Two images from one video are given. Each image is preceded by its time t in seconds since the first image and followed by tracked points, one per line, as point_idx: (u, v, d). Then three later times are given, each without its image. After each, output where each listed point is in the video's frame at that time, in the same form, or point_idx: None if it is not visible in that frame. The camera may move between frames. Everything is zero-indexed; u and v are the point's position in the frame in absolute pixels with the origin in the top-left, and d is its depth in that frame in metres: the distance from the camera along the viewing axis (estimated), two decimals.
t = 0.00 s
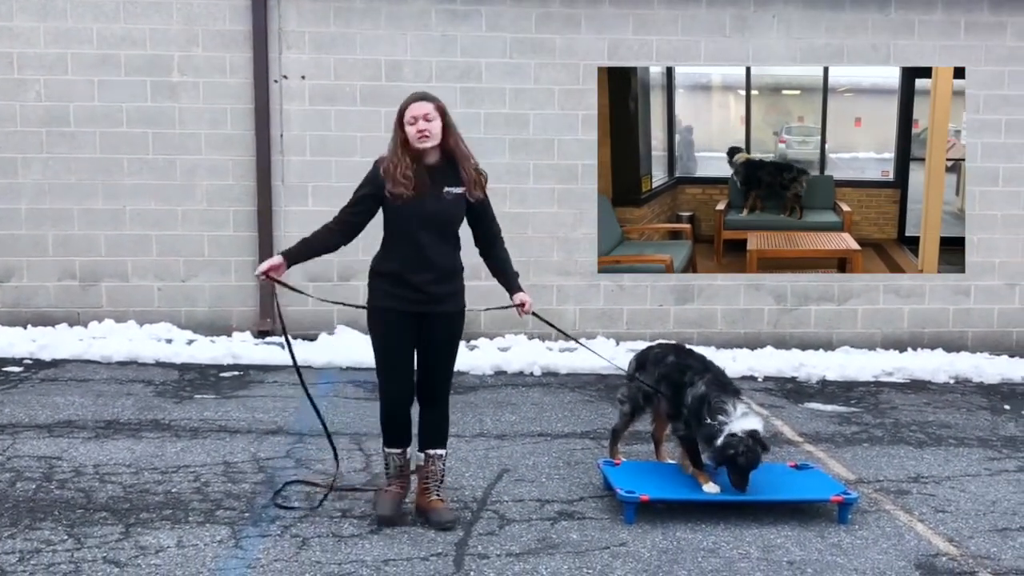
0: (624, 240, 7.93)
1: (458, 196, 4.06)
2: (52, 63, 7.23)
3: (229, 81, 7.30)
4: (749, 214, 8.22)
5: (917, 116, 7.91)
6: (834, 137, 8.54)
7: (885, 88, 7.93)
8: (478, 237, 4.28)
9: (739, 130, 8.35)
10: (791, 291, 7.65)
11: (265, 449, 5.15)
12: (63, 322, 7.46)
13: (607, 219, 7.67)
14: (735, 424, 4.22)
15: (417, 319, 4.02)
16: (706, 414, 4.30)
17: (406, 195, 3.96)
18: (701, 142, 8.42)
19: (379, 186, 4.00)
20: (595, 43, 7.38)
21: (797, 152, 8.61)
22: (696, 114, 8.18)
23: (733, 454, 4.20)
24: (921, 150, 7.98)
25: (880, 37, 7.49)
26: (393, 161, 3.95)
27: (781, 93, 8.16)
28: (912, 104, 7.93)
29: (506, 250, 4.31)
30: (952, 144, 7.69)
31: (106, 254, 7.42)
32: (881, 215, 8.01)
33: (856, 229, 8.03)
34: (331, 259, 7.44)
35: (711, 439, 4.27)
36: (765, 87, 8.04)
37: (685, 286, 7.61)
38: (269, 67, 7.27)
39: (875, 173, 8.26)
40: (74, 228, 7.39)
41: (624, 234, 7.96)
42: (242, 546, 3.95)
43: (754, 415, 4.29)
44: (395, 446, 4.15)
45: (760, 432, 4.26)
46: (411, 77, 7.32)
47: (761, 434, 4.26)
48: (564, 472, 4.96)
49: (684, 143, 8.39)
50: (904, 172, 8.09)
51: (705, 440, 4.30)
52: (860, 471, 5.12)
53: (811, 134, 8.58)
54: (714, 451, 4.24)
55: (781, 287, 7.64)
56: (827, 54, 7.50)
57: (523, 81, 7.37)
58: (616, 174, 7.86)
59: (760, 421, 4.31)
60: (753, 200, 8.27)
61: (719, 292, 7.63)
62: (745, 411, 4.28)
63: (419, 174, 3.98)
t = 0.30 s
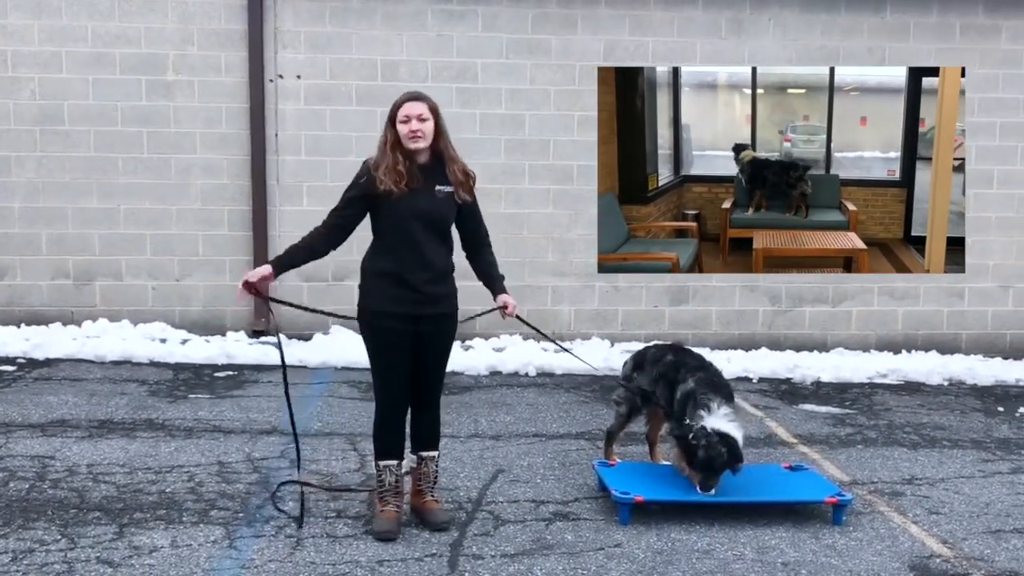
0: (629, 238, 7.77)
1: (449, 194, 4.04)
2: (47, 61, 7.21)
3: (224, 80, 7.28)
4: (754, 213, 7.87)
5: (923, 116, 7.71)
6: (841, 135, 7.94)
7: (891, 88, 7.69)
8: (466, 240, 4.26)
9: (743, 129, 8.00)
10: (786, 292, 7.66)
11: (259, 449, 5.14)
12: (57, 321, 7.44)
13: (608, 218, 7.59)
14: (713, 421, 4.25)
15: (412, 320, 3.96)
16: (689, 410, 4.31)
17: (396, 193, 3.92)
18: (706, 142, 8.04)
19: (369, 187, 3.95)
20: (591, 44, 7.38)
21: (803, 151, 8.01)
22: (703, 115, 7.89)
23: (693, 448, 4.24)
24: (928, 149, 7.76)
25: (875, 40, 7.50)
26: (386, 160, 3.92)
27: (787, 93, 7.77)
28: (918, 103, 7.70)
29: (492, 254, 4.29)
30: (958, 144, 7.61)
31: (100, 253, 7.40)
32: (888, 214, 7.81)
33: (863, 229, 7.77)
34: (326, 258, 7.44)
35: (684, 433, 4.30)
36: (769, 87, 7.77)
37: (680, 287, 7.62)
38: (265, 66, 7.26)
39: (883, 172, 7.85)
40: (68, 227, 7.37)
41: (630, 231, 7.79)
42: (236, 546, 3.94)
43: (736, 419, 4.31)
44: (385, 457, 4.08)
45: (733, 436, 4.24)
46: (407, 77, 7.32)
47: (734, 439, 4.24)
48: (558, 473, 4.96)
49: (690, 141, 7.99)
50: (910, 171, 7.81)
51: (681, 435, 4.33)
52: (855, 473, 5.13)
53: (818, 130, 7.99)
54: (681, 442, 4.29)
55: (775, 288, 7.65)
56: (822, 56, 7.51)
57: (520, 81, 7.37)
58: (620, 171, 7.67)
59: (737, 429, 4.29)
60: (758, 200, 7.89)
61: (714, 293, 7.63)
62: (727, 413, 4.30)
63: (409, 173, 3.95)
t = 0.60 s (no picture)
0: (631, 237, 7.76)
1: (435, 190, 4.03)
2: (44, 58, 7.19)
3: (221, 78, 7.27)
4: (758, 211, 7.93)
5: (926, 115, 7.77)
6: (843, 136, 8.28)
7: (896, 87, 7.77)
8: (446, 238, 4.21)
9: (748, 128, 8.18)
10: (782, 292, 7.66)
11: (255, 447, 5.13)
12: (52, 318, 7.42)
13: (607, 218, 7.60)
14: (678, 422, 4.25)
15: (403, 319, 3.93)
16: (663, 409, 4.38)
17: (384, 190, 3.88)
18: (710, 141, 8.17)
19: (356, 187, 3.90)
20: (589, 43, 7.38)
21: (805, 149, 8.30)
22: (705, 113, 8.02)
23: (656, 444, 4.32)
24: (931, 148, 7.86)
25: (872, 40, 7.51)
26: (373, 158, 3.89)
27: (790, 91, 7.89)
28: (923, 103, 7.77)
29: (471, 252, 4.24)
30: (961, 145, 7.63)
31: (96, 250, 7.38)
32: (890, 214, 7.89)
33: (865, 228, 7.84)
34: (323, 256, 7.43)
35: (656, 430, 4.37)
36: (773, 86, 7.86)
37: (676, 286, 7.62)
38: (262, 64, 7.25)
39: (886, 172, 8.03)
40: (64, 224, 7.35)
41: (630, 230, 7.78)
42: (231, 545, 3.94)
43: (705, 426, 4.26)
44: (379, 456, 4.07)
45: (692, 437, 4.22)
46: (404, 75, 7.31)
47: (692, 440, 4.22)
48: (554, 472, 4.96)
49: (694, 141, 8.11)
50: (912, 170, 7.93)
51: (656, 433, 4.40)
52: (850, 473, 5.13)
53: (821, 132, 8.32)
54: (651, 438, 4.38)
55: (771, 288, 7.65)
56: (820, 56, 7.51)
57: (517, 80, 7.37)
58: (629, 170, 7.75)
59: (703, 433, 4.24)
60: (761, 198, 7.96)
61: (710, 293, 7.63)
62: (697, 416, 4.28)
63: (396, 170, 3.93)
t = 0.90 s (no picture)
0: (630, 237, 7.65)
1: (426, 187, 3.99)
2: (42, 52, 7.17)
3: (220, 73, 7.26)
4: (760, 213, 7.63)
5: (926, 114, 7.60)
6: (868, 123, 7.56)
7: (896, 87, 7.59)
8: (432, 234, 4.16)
9: (749, 126, 7.54)
10: (780, 290, 7.66)
11: (252, 443, 5.13)
12: (50, 313, 7.41)
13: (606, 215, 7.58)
14: (650, 413, 4.32)
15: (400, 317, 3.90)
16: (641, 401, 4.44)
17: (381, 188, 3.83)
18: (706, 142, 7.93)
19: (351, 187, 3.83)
20: (589, 40, 7.38)
21: (805, 149, 7.58)
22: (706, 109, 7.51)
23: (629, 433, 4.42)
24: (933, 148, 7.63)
25: (872, 38, 7.51)
26: (366, 157, 3.83)
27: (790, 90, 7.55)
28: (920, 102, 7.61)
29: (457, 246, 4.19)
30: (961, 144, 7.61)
31: (93, 245, 7.37)
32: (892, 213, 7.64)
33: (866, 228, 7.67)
34: (321, 252, 7.42)
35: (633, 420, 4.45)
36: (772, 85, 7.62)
37: (674, 284, 7.61)
38: (261, 59, 7.23)
39: (886, 171, 7.60)
40: (61, 218, 7.34)
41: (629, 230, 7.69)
42: (229, 541, 3.93)
43: (677, 418, 4.28)
44: (376, 453, 4.06)
45: (660, 430, 4.27)
46: (404, 71, 7.30)
47: (661, 433, 4.27)
48: (552, 469, 4.96)
49: (702, 138, 7.51)
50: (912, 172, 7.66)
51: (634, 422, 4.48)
52: (848, 470, 5.14)
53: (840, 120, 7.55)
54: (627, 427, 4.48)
55: (770, 286, 7.65)
56: (820, 54, 7.51)
57: (517, 77, 7.36)
58: (623, 170, 7.50)
59: (674, 426, 4.27)
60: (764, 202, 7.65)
61: (708, 290, 7.63)
62: (669, 409, 4.31)
63: (389, 169, 3.88)
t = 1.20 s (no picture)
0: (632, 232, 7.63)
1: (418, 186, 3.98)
2: (43, 45, 7.16)
3: (221, 67, 7.25)
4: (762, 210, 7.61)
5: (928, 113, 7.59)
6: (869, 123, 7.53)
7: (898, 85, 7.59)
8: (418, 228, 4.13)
9: (752, 122, 7.51)
10: (781, 286, 7.66)
11: (253, 438, 5.13)
12: (50, 307, 7.41)
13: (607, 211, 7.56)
14: (633, 399, 4.34)
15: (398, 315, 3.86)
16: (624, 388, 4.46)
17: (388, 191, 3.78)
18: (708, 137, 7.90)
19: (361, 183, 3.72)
20: (590, 34, 7.36)
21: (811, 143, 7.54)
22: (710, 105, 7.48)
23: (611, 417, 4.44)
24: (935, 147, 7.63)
25: (874, 34, 7.50)
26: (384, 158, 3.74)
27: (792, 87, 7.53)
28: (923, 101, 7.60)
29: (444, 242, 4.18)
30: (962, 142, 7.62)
31: (94, 239, 7.37)
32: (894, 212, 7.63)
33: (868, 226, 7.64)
34: (322, 247, 7.42)
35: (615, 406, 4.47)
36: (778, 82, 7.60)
37: (675, 280, 7.61)
38: (261, 53, 7.22)
39: (888, 168, 7.60)
40: (61, 212, 7.33)
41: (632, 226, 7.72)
42: (229, 535, 3.93)
43: (660, 406, 4.30)
44: (376, 450, 4.04)
45: (642, 416, 4.29)
46: (405, 65, 7.29)
47: (642, 418, 4.29)
48: (552, 465, 4.96)
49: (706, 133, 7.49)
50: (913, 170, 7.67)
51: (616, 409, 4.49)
52: (848, 467, 5.14)
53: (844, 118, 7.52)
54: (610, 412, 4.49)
55: (770, 282, 7.65)
56: (823, 50, 7.49)
57: (518, 72, 7.35)
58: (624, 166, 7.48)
59: (656, 413, 4.29)
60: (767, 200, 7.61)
61: (709, 287, 7.63)
62: (653, 396, 4.33)
63: (395, 170, 3.83)
